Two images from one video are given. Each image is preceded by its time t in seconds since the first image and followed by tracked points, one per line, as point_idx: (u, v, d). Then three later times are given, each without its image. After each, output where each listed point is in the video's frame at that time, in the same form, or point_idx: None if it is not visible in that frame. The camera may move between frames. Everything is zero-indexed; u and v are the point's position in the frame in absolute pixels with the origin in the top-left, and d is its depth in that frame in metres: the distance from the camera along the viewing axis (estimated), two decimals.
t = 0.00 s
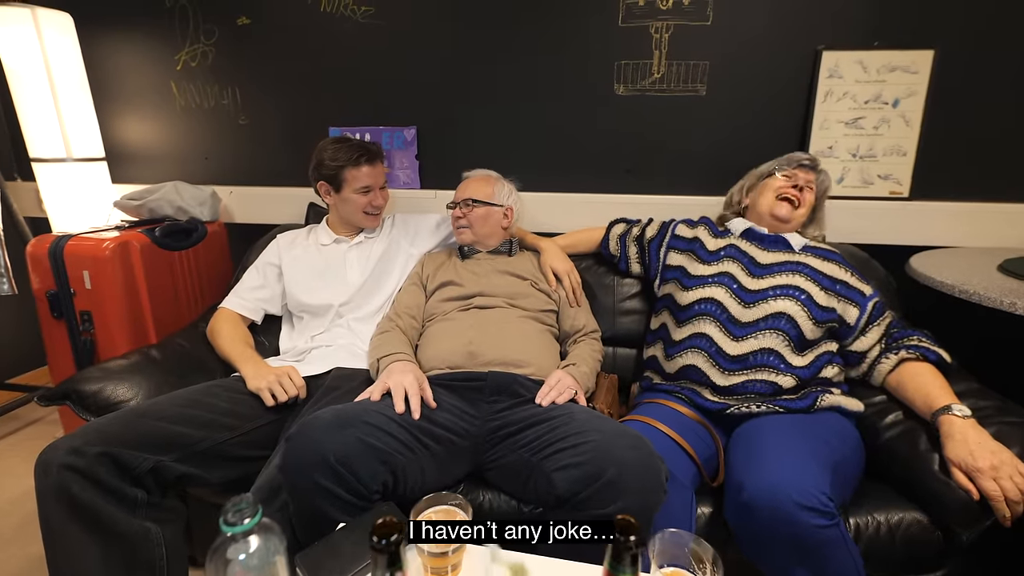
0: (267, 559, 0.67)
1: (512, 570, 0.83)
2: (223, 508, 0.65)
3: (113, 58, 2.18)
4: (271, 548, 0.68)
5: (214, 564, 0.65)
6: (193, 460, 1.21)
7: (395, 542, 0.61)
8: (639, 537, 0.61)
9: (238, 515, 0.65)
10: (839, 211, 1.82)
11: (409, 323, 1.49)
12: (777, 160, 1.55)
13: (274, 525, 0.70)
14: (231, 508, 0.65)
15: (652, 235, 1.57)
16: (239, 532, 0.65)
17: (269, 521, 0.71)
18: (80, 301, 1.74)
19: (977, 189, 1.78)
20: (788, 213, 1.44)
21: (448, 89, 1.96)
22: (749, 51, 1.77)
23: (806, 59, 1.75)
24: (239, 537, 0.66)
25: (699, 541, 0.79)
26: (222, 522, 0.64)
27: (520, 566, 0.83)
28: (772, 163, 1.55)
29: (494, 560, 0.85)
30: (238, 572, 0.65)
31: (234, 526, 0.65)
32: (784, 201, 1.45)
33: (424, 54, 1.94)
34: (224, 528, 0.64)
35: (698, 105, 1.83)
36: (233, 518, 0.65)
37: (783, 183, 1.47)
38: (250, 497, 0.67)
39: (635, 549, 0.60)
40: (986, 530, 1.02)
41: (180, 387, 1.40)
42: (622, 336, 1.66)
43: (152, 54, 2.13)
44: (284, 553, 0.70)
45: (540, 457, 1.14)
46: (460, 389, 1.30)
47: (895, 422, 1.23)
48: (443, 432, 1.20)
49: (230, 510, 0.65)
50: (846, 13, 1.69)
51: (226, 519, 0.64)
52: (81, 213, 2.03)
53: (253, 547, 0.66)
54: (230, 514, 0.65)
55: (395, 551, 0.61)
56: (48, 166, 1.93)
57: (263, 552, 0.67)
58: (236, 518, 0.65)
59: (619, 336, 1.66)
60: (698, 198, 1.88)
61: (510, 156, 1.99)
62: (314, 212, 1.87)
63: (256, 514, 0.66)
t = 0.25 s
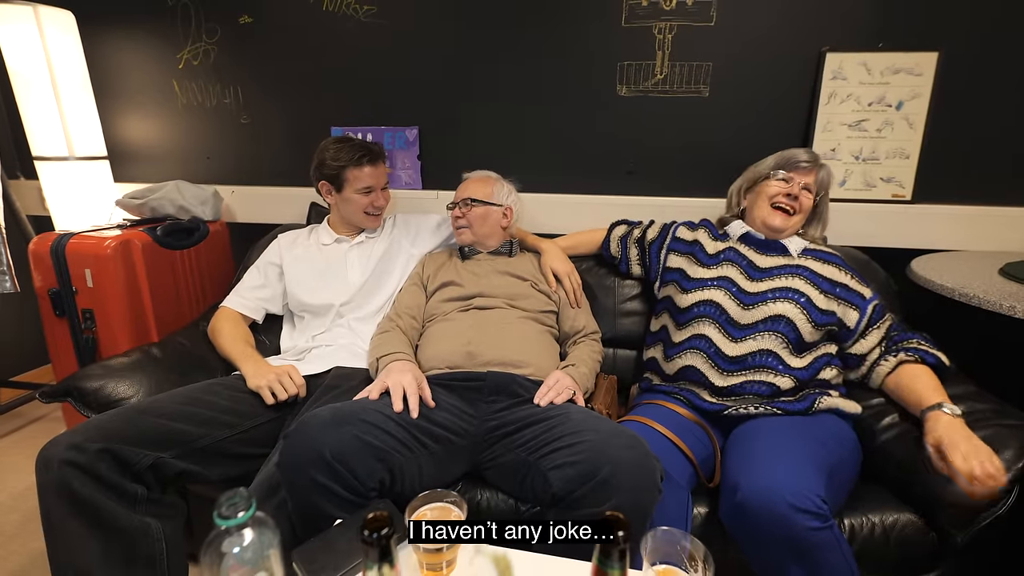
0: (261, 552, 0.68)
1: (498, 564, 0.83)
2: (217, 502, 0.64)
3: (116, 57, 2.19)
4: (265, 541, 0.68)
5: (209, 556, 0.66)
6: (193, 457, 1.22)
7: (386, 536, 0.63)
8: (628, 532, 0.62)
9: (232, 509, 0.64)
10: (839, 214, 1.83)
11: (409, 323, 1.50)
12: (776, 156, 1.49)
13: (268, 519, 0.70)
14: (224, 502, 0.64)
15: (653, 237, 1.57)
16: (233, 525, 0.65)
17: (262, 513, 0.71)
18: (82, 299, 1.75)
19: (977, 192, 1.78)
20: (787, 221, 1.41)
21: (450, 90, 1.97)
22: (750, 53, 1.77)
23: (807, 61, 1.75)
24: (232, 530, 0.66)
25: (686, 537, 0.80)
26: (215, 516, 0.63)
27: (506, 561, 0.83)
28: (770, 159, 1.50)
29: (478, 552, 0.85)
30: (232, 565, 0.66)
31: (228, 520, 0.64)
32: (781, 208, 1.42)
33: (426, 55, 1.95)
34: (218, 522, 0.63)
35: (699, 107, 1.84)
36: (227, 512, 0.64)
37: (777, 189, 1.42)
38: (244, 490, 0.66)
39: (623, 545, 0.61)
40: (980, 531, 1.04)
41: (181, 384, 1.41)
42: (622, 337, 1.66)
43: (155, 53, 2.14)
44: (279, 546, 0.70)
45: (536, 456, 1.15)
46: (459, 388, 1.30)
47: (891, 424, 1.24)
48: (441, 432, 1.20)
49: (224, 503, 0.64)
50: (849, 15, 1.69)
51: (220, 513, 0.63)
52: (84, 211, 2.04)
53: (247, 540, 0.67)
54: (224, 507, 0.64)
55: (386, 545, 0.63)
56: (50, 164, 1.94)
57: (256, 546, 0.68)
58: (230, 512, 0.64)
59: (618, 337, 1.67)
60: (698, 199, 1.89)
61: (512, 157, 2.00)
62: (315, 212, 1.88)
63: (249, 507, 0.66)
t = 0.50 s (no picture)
0: (258, 553, 0.68)
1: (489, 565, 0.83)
2: (213, 504, 0.64)
3: (116, 56, 2.20)
4: (260, 543, 0.69)
5: (206, 557, 0.66)
6: (192, 457, 1.22)
7: (381, 539, 0.63)
8: (622, 536, 0.62)
9: (228, 510, 0.64)
10: (839, 215, 1.82)
11: (409, 324, 1.50)
12: (772, 155, 1.46)
13: (264, 520, 0.71)
14: (220, 504, 0.64)
15: (653, 237, 1.57)
16: (229, 527, 0.65)
17: (257, 515, 0.72)
18: (83, 299, 1.75)
19: (978, 193, 1.78)
20: (784, 228, 1.39)
21: (451, 90, 1.97)
22: (751, 52, 1.77)
23: (808, 61, 1.75)
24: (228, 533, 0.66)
25: (683, 539, 0.80)
26: (211, 518, 0.63)
27: (498, 563, 0.83)
28: (766, 159, 1.47)
29: (471, 554, 0.85)
30: (229, 566, 0.66)
31: (224, 522, 0.64)
32: (778, 215, 1.40)
33: (427, 55, 1.95)
34: (214, 523, 0.63)
35: (700, 107, 1.83)
36: (223, 514, 0.64)
37: (772, 196, 1.39)
38: (240, 492, 0.66)
39: (618, 547, 0.62)
40: (980, 533, 1.04)
41: (181, 384, 1.41)
42: (622, 338, 1.66)
43: (155, 52, 2.14)
44: (274, 547, 0.71)
45: (535, 457, 1.15)
46: (458, 389, 1.31)
47: (890, 426, 1.24)
48: (440, 432, 1.21)
49: (220, 505, 0.64)
50: (851, 14, 1.69)
51: (216, 515, 0.63)
52: (84, 211, 2.04)
53: (243, 542, 0.67)
54: (220, 509, 0.64)
55: (380, 547, 0.63)
56: (50, 164, 1.94)
57: (252, 547, 0.68)
58: (226, 513, 0.64)
59: (619, 338, 1.67)
60: (699, 200, 1.89)
61: (513, 157, 2.00)
62: (316, 212, 1.88)
63: (245, 509, 0.66)
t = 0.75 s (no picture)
0: (256, 554, 0.68)
1: (485, 566, 0.83)
2: (211, 505, 0.64)
3: (114, 55, 2.19)
4: (259, 543, 0.69)
5: (204, 559, 0.66)
6: (192, 458, 1.22)
7: (379, 540, 0.63)
8: (620, 536, 0.62)
9: (227, 511, 0.64)
10: (839, 215, 1.83)
11: (410, 325, 1.50)
12: (772, 157, 1.44)
13: (262, 521, 0.71)
14: (219, 505, 0.64)
15: (654, 238, 1.57)
16: (227, 528, 0.65)
17: (256, 516, 0.72)
18: (82, 300, 1.75)
19: (978, 193, 1.78)
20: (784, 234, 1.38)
21: (451, 90, 1.97)
22: (752, 52, 1.77)
23: (808, 60, 1.75)
24: (227, 533, 0.66)
25: (682, 538, 0.80)
26: (210, 519, 0.63)
27: (495, 564, 0.83)
28: (767, 160, 1.45)
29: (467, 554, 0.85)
30: (228, 567, 0.66)
31: (223, 522, 0.64)
32: (777, 220, 1.39)
33: (428, 55, 1.94)
34: (212, 524, 0.63)
35: (700, 107, 1.84)
36: (221, 515, 0.64)
37: (772, 201, 1.37)
38: (238, 493, 0.66)
39: (616, 547, 0.62)
40: (975, 532, 1.05)
41: (180, 385, 1.41)
42: (622, 338, 1.66)
43: (154, 51, 2.14)
44: (273, 548, 0.71)
45: (535, 457, 1.15)
46: (458, 389, 1.31)
47: (889, 426, 1.25)
48: (440, 433, 1.20)
49: (218, 506, 0.64)
50: (851, 14, 1.69)
51: (214, 516, 0.63)
52: (83, 212, 2.04)
53: (241, 543, 0.67)
54: (218, 510, 0.64)
55: (378, 548, 0.63)
56: (48, 165, 1.94)
57: (251, 548, 0.68)
58: (224, 514, 0.64)
59: (619, 339, 1.67)
60: (699, 200, 1.89)
61: (513, 157, 2.00)
62: (316, 213, 1.88)
63: (243, 509, 0.66)
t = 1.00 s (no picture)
0: (257, 552, 0.69)
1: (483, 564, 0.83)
2: (212, 503, 0.64)
3: (116, 56, 2.20)
4: (261, 541, 0.70)
5: (206, 557, 0.66)
6: (194, 458, 1.23)
7: (378, 538, 0.64)
8: (616, 535, 0.63)
9: (228, 510, 0.65)
10: (839, 216, 1.83)
11: (410, 326, 1.50)
12: (772, 158, 1.41)
13: (263, 519, 0.72)
14: (220, 504, 0.64)
15: (654, 239, 1.57)
16: (228, 526, 0.65)
17: (257, 514, 0.72)
18: (83, 300, 1.75)
19: (977, 194, 1.79)
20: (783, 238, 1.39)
21: (452, 91, 1.97)
22: (752, 53, 1.77)
23: (808, 62, 1.75)
24: (228, 531, 0.67)
25: (679, 537, 0.81)
26: (211, 517, 0.64)
27: (492, 561, 0.84)
28: (766, 161, 1.42)
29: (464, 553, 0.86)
30: (229, 565, 0.66)
31: (224, 521, 0.64)
32: (775, 224, 1.39)
33: (429, 56, 1.95)
34: (213, 522, 0.64)
35: (700, 108, 1.84)
36: (222, 513, 0.64)
37: (772, 206, 1.37)
38: (239, 491, 0.66)
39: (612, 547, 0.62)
40: (972, 531, 1.06)
41: (181, 386, 1.42)
42: (623, 339, 1.67)
43: (156, 52, 2.14)
44: (274, 546, 0.71)
45: (534, 457, 1.15)
46: (458, 390, 1.31)
47: (887, 427, 1.26)
48: (440, 434, 1.21)
49: (219, 504, 0.65)
50: (851, 16, 1.70)
51: (216, 515, 0.64)
52: (84, 212, 2.04)
53: (243, 541, 0.68)
54: (219, 509, 0.64)
55: (378, 546, 0.64)
56: (49, 166, 1.94)
57: (253, 546, 0.69)
58: (226, 513, 0.65)
59: (619, 339, 1.68)
60: (699, 201, 1.89)
61: (514, 158, 2.00)
62: (316, 213, 1.88)
63: (244, 508, 0.66)
